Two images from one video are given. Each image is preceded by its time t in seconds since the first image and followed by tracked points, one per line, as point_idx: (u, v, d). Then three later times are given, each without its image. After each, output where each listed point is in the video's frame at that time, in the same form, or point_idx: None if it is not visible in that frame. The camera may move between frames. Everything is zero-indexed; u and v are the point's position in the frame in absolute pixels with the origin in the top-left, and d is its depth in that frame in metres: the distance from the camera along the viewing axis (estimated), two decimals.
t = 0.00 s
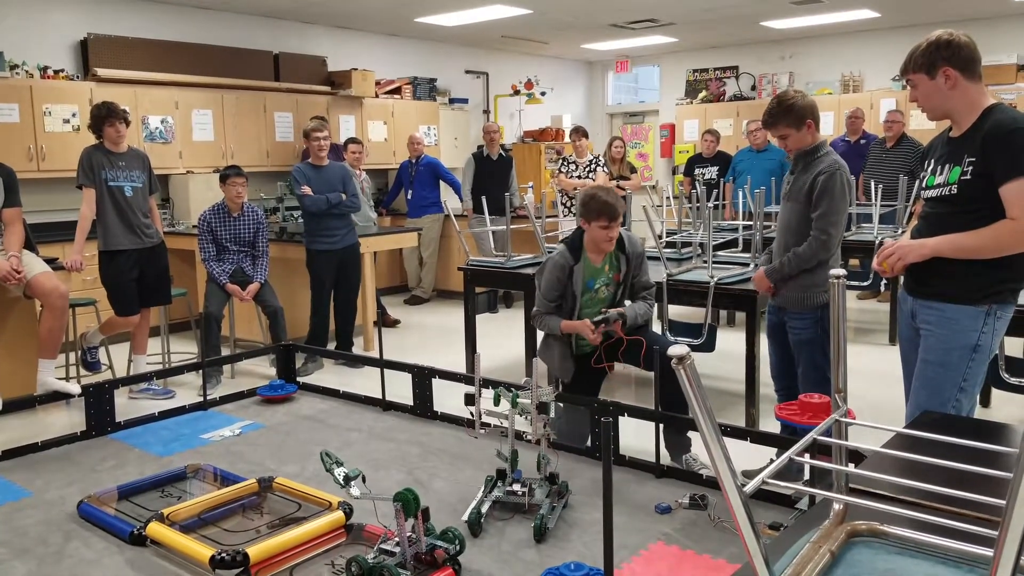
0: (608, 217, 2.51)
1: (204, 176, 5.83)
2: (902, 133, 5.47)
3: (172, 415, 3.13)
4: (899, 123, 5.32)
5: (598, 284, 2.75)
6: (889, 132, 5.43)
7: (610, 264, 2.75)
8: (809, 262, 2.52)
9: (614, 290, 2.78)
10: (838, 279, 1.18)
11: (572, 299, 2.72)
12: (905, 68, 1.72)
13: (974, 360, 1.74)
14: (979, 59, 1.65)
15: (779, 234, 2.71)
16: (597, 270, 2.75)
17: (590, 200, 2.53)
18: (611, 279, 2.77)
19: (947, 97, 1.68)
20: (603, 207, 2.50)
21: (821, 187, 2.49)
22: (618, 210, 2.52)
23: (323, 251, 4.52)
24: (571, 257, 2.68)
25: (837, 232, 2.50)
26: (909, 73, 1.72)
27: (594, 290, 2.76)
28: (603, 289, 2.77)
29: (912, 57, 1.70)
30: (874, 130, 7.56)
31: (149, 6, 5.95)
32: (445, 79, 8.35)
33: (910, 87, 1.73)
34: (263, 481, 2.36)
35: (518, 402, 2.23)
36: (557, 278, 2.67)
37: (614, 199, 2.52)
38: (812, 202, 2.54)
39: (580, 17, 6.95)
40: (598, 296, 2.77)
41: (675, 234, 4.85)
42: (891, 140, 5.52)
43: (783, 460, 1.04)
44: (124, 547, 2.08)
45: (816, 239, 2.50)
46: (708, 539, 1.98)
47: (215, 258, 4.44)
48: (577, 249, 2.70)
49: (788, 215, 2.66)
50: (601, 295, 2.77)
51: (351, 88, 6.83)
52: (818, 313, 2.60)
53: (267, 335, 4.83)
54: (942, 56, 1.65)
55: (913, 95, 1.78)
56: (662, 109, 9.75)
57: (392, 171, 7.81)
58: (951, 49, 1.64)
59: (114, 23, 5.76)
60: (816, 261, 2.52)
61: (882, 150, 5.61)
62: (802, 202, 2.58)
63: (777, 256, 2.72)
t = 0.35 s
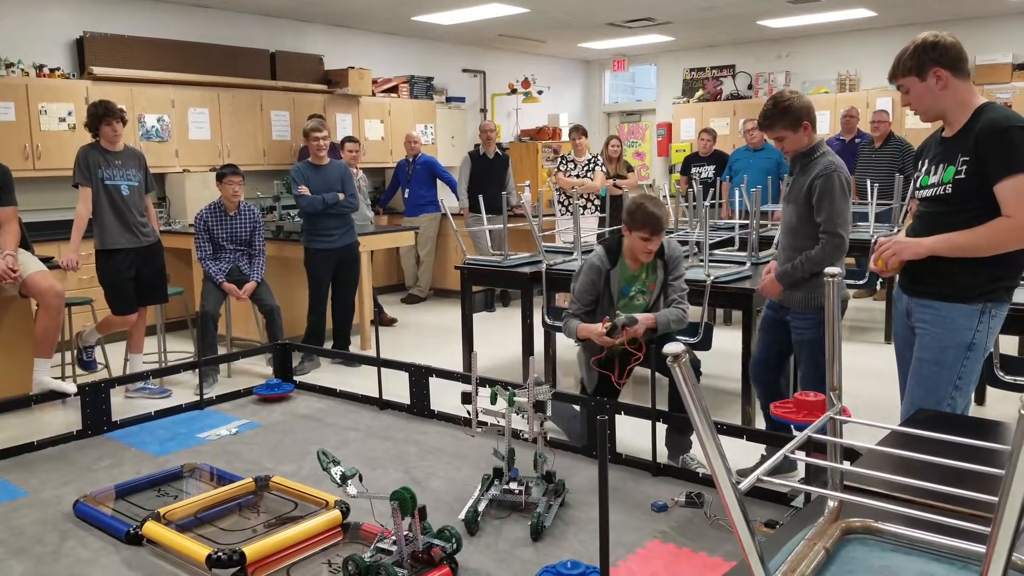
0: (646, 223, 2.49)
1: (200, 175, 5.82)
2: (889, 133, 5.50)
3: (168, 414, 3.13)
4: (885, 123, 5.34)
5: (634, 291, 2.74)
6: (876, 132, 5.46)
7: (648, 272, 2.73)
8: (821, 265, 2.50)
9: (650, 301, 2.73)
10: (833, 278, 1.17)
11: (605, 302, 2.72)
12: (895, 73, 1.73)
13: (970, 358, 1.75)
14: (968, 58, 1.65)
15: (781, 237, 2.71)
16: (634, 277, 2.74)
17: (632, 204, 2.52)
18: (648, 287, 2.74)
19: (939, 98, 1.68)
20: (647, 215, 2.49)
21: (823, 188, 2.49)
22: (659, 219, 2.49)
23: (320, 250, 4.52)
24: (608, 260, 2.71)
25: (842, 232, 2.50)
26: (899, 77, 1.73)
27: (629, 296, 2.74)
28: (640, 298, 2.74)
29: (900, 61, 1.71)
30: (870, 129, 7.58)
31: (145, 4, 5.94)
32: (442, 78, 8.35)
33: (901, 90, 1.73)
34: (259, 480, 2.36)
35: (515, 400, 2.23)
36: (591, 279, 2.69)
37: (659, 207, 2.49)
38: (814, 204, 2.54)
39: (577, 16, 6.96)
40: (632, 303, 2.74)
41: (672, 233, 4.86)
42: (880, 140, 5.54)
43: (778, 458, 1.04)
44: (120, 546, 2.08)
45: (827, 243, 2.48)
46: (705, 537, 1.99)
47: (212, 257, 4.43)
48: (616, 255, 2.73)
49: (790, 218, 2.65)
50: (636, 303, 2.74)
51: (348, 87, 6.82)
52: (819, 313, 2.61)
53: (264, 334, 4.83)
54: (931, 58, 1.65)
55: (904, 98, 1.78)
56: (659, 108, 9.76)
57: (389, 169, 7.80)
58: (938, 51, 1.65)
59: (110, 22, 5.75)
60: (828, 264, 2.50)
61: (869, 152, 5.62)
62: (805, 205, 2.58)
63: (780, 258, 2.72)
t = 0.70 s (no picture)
0: (666, 263, 2.29)
1: (196, 175, 5.82)
2: (883, 134, 5.53)
3: (164, 414, 3.12)
4: (879, 125, 5.37)
5: (653, 311, 2.69)
6: (871, 133, 5.49)
7: (667, 294, 2.66)
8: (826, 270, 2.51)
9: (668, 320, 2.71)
10: (827, 278, 1.17)
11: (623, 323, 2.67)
12: (871, 82, 1.75)
13: (978, 353, 1.75)
14: (940, 60, 1.67)
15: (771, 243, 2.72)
16: (652, 297, 2.67)
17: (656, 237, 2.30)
18: (666, 308, 2.70)
19: (918, 101, 1.70)
20: (666, 250, 2.28)
21: (818, 194, 2.50)
22: (683, 255, 2.30)
23: (313, 249, 4.51)
24: (626, 286, 2.54)
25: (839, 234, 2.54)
26: (876, 86, 1.75)
27: (648, 316, 2.70)
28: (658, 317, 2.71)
29: (874, 71, 1.74)
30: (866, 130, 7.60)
31: (141, 3, 5.93)
32: (438, 77, 8.35)
33: (880, 99, 1.75)
34: (255, 480, 2.36)
35: (510, 400, 2.23)
36: (609, 308, 2.52)
37: (684, 243, 2.29)
38: (809, 209, 2.56)
39: (573, 16, 6.97)
40: (651, 323, 2.71)
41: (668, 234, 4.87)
42: (871, 141, 5.56)
43: (771, 458, 1.04)
44: (115, 546, 2.08)
45: (829, 248, 2.50)
46: (700, 537, 1.99)
47: (207, 256, 4.42)
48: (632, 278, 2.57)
49: (783, 225, 2.65)
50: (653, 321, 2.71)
51: (344, 87, 6.82)
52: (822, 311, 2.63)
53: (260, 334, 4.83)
54: (905, 63, 1.67)
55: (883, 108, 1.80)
56: (655, 109, 9.77)
57: (385, 169, 7.80)
58: (910, 57, 1.67)
59: (105, 21, 5.74)
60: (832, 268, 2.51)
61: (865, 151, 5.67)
62: (799, 211, 2.58)
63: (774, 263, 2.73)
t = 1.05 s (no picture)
0: (666, 296, 2.29)
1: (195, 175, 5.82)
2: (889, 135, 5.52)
3: (162, 414, 3.12)
4: (887, 126, 5.35)
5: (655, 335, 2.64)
6: (877, 133, 5.48)
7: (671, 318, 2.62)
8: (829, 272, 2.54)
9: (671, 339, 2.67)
10: (824, 281, 1.18)
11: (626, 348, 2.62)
12: (875, 82, 1.74)
13: (982, 357, 1.75)
14: (942, 59, 1.67)
15: (759, 253, 2.70)
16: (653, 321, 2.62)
17: (657, 270, 2.30)
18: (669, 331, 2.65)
19: (920, 101, 1.69)
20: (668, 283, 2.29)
21: (811, 200, 2.52)
22: (683, 288, 2.30)
23: (305, 249, 4.52)
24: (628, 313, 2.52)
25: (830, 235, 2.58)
26: (878, 87, 1.74)
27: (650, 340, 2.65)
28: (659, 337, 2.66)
29: (877, 72, 1.73)
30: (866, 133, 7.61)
31: (141, 4, 5.93)
32: (437, 78, 8.36)
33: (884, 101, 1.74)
34: (253, 481, 2.36)
35: (508, 401, 2.23)
36: (615, 333, 2.48)
37: (683, 276, 2.30)
38: (801, 216, 2.56)
39: (572, 18, 6.97)
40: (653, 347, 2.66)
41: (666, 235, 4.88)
42: (879, 142, 5.56)
43: (768, 460, 1.04)
44: (113, 546, 2.08)
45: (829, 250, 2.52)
46: (698, 538, 2.00)
47: (206, 257, 4.41)
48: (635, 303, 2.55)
49: (771, 235, 2.63)
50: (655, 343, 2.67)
51: (343, 87, 6.82)
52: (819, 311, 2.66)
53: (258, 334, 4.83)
54: (906, 63, 1.67)
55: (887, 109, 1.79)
56: (654, 110, 9.78)
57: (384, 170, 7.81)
58: (912, 56, 1.66)
59: (104, 21, 5.75)
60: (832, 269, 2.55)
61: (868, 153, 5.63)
62: (790, 219, 2.58)
63: (764, 271, 2.71)
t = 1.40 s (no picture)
0: (666, 292, 2.30)
1: (190, 174, 5.81)
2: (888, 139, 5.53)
3: (156, 414, 3.11)
4: (886, 129, 5.37)
5: (651, 334, 2.71)
6: (876, 137, 5.49)
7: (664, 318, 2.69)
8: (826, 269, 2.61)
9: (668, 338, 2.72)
10: (818, 282, 1.17)
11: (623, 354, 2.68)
12: (893, 72, 1.75)
13: (990, 361, 1.73)
14: (965, 54, 1.67)
15: (756, 255, 2.68)
16: (648, 322, 2.68)
17: (647, 268, 2.33)
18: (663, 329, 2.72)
19: (939, 95, 1.69)
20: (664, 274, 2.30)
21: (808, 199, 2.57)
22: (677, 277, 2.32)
23: (294, 250, 4.51)
24: (622, 315, 2.51)
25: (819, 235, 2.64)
26: (899, 77, 1.75)
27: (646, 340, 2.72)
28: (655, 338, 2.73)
29: (897, 62, 1.74)
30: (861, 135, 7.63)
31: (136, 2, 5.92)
32: (433, 78, 8.35)
33: (902, 90, 1.75)
34: (247, 480, 2.35)
35: (503, 401, 2.23)
36: (610, 337, 2.47)
37: (675, 268, 2.32)
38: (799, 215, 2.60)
39: (568, 18, 6.98)
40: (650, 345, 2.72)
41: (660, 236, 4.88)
42: (877, 145, 5.56)
43: (762, 460, 1.04)
44: (106, 546, 2.07)
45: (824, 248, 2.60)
46: (692, 539, 2.00)
47: (201, 256, 4.41)
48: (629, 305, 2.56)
49: (767, 235, 2.64)
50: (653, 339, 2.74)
51: (339, 87, 6.81)
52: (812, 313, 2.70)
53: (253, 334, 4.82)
54: (928, 54, 1.67)
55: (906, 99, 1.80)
56: (650, 111, 9.79)
57: (380, 170, 7.80)
58: (935, 48, 1.66)
59: (100, 19, 5.73)
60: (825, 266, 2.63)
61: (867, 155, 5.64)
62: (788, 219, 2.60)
63: (761, 273, 2.69)
